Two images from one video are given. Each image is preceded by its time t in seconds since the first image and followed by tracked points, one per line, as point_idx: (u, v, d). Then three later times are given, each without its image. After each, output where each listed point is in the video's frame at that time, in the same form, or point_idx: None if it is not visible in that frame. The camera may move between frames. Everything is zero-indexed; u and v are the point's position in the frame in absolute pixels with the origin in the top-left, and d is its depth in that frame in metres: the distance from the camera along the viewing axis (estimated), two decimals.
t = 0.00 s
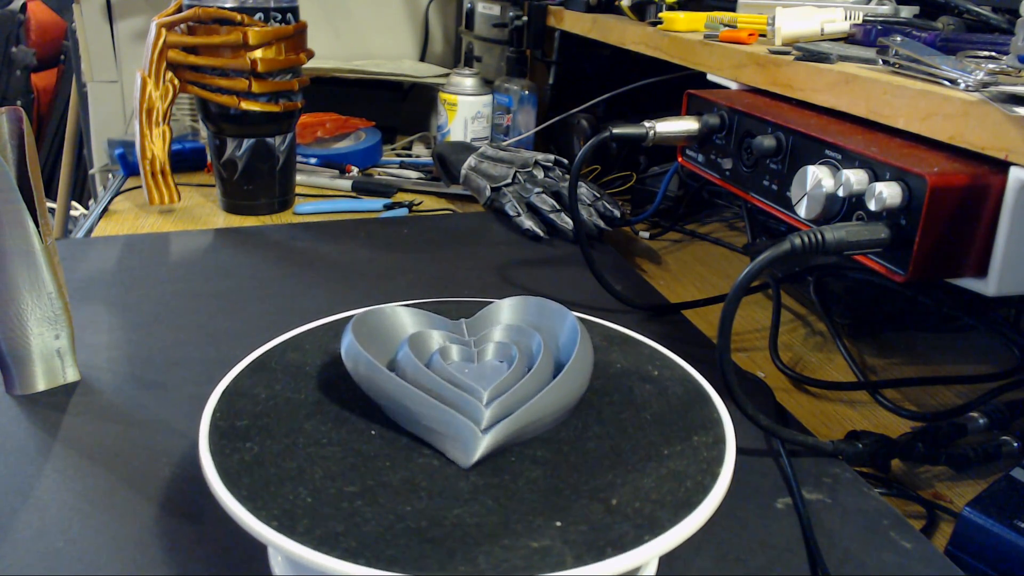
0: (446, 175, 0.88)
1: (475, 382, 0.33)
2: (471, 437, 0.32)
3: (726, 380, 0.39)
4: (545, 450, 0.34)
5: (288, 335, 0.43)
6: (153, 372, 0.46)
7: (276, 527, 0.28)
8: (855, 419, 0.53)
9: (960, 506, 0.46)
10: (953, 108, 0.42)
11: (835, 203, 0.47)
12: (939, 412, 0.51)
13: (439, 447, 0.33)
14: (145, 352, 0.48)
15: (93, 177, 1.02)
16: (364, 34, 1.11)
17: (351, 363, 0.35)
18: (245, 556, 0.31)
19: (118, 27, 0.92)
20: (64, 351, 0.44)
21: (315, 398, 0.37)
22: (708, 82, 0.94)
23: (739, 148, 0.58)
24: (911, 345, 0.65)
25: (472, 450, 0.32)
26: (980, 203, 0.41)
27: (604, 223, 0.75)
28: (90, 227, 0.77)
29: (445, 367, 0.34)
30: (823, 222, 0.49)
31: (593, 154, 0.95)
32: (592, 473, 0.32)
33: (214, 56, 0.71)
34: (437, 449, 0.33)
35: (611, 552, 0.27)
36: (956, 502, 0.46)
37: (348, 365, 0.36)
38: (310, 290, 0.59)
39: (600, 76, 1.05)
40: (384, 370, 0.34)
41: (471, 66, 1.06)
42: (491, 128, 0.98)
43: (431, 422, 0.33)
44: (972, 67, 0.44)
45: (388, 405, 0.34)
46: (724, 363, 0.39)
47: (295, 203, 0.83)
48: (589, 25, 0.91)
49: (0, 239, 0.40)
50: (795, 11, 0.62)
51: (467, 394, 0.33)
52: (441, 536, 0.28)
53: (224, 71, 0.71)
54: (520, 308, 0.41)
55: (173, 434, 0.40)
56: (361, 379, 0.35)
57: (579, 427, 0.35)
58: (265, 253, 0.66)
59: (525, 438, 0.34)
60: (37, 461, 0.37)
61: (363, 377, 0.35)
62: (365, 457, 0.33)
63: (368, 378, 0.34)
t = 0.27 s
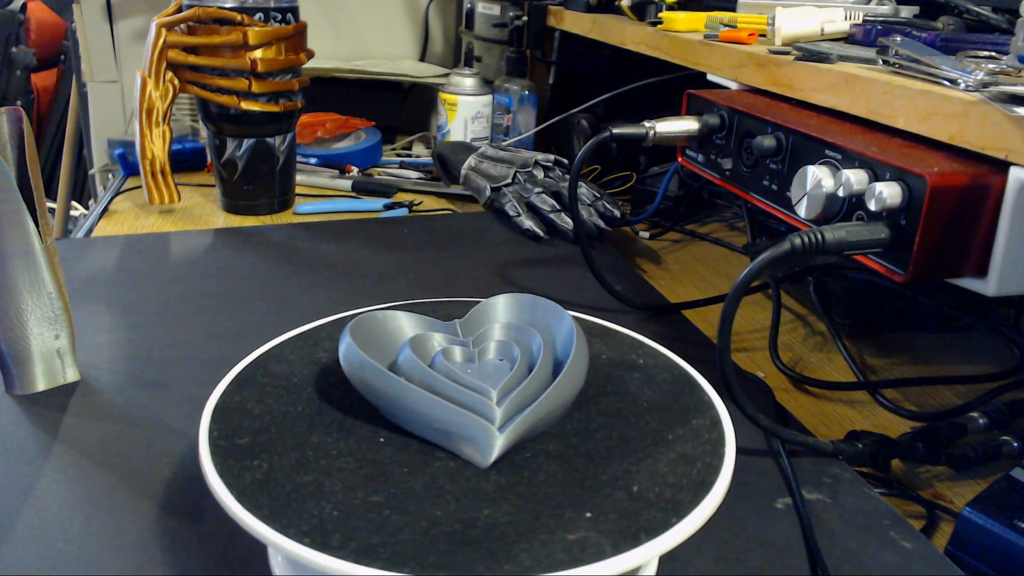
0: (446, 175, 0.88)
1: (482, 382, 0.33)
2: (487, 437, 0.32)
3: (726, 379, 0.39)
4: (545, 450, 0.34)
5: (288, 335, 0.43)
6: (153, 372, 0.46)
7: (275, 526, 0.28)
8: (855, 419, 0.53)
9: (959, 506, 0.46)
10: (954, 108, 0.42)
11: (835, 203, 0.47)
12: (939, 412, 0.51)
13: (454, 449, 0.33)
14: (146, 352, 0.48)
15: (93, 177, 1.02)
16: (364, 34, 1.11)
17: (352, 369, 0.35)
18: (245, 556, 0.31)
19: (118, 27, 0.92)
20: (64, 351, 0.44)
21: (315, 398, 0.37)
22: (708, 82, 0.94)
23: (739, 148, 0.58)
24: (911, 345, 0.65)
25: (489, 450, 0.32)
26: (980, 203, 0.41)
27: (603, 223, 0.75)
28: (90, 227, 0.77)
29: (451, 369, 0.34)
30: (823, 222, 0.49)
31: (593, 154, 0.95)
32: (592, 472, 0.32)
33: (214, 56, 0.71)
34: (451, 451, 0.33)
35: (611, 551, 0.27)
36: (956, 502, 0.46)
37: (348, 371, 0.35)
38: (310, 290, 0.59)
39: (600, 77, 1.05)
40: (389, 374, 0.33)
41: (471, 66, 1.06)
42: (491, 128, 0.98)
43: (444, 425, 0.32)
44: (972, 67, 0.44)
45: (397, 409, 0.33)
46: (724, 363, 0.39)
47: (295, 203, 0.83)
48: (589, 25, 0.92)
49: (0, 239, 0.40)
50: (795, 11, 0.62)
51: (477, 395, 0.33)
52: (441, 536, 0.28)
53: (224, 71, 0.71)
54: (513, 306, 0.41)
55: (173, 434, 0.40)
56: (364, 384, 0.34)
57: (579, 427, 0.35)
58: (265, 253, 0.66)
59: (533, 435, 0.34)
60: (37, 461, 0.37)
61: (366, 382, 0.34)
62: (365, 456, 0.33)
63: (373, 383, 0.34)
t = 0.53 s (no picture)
0: (446, 175, 0.88)
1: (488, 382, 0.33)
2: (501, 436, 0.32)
3: (726, 379, 0.39)
4: (545, 449, 0.34)
5: (287, 335, 0.43)
6: (153, 372, 0.46)
7: (275, 527, 0.28)
8: (855, 419, 0.53)
9: (959, 506, 0.46)
10: (953, 108, 0.42)
11: (835, 203, 0.47)
12: (938, 413, 0.51)
13: (466, 450, 0.33)
14: (145, 352, 0.48)
15: (93, 177, 1.02)
16: (364, 34, 1.11)
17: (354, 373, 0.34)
18: (245, 557, 0.31)
19: (118, 27, 0.92)
20: (64, 351, 0.44)
21: (314, 398, 0.37)
22: (708, 82, 0.94)
23: (739, 148, 0.58)
24: (911, 345, 0.65)
25: (502, 450, 0.32)
26: (980, 203, 0.41)
27: (603, 223, 0.75)
28: (90, 227, 0.77)
29: (456, 370, 0.34)
30: (823, 222, 0.49)
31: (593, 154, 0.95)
32: (592, 472, 0.32)
33: (214, 56, 0.71)
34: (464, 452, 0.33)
35: (611, 552, 0.27)
36: (956, 502, 0.46)
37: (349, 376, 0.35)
38: (310, 290, 0.59)
39: (600, 76, 1.05)
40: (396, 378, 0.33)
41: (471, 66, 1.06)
42: (491, 128, 0.98)
43: (457, 426, 0.32)
44: (972, 67, 0.44)
45: (406, 412, 0.33)
46: (724, 363, 0.39)
47: (295, 203, 0.83)
48: (589, 25, 0.92)
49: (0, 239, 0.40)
50: (795, 11, 0.62)
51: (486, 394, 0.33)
52: (441, 536, 0.28)
53: (224, 71, 0.71)
54: (505, 305, 0.41)
55: (173, 434, 0.40)
56: (369, 388, 0.34)
57: (579, 427, 0.35)
58: (266, 253, 0.66)
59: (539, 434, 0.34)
60: (37, 461, 0.37)
61: (370, 387, 0.34)
62: (365, 456, 0.33)
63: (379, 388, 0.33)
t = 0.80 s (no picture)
0: (446, 175, 0.88)
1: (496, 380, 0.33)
2: (515, 434, 0.32)
3: (726, 379, 0.39)
4: (545, 449, 0.34)
5: (287, 335, 0.43)
6: (153, 372, 0.46)
7: (275, 527, 0.28)
8: (855, 419, 0.53)
9: (959, 506, 0.46)
10: (953, 108, 0.42)
11: (836, 203, 0.47)
12: (938, 413, 0.51)
13: (478, 449, 0.33)
14: (146, 352, 0.48)
15: (93, 177, 1.02)
16: (364, 34, 1.11)
17: (357, 376, 0.34)
18: (245, 557, 0.31)
19: (118, 27, 0.92)
20: (64, 351, 0.44)
21: (314, 397, 0.37)
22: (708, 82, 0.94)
23: (739, 148, 0.58)
24: (911, 345, 0.65)
25: (516, 447, 0.32)
26: (980, 203, 0.41)
27: (603, 223, 0.75)
28: (90, 227, 0.77)
29: (461, 370, 0.34)
30: (823, 222, 0.49)
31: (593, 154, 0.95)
32: (592, 472, 0.32)
33: (214, 56, 0.71)
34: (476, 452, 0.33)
35: (612, 552, 0.27)
36: (956, 502, 0.46)
37: (350, 378, 0.34)
38: (310, 290, 0.59)
39: (600, 77, 1.05)
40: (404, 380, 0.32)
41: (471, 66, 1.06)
42: (491, 128, 0.98)
43: (469, 427, 0.32)
44: (972, 67, 0.44)
45: (415, 415, 0.33)
46: (725, 363, 0.39)
47: (295, 203, 0.83)
48: (589, 25, 0.91)
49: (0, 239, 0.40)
50: (795, 11, 0.62)
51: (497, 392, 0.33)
52: (441, 536, 0.28)
53: (224, 71, 0.71)
54: (499, 303, 0.41)
55: (173, 434, 0.40)
56: (374, 390, 0.33)
57: (579, 427, 0.35)
58: (266, 253, 0.66)
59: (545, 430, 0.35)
60: (37, 461, 0.37)
61: (375, 390, 0.33)
62: (365, 456, 0.33)
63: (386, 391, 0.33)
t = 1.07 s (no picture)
0: (446, 175, 0.88)
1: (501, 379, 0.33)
2: (524, 432, 0.32)
3: (726, 379, 0.39)
4: (545, 448, 0.34)
5: (287, 335, 0.43)
6: (153, 372, 0.46)
7: (275, 526, 0.28)
8: (855, 419, 0.53)
9: (959, 506, 0.46)
10: (953, 108, 0.42)
11: (836, 203, 0.47)
12: (938, 413, 0.51)
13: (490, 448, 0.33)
14: (146, 352, 0.48)
15: (93, 177, 1.02)
16: (364, 35, 1.11)
17: (361, 377, 0.33)
18: (245, 557, 0.31)
19: (118, 27, 0.92)
20: (64, 351, 0.44)
21: (314, 397, 0.37)
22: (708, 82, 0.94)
23: (739, 148, 0.58)
24: (911, 345, 0.65)
25: (528, 444, 0.32)
26: (980, 203, 0.41)
27: (603, 223, 0.75)
28: (90, 227, 0.77)
29: (465, 369, 0.34)
30: (823, 222, 0.49)
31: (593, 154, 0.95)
32: (592, 472, 0.32)
33: (214, 56, 0.71)
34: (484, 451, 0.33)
35: (611, 551, 0.27)
36: (956, 502, 0.46)
37: (353, 380, 0.34)
38: (310, 290, 0.59)
39: (600, 77, 1.05)
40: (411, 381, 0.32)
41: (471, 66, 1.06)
42: (491, 128, 0.98)
43: (479, 428, 0.32)
44: (973, 67, 0.44)
45: (422, 416, 0.32)
46: (724, 363, 0.39)
47: (295, 203, 0.83)
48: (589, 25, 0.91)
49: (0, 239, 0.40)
50: (795, 11, 0.62)
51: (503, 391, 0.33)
52: (442, 536, 0.28)
53: (224, 71, 0.71)
54: (493, 302, 0.41)
55: (173, 434, 0.40)
56: (379, 392, 0.33)
57: (579, 426, 0.35)
58: (266, 253, 0.66)
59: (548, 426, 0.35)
60: (37, 461, 0.37)
61: (380, 392, 0.33)
62: (364, 456, 0.33)
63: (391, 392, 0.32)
